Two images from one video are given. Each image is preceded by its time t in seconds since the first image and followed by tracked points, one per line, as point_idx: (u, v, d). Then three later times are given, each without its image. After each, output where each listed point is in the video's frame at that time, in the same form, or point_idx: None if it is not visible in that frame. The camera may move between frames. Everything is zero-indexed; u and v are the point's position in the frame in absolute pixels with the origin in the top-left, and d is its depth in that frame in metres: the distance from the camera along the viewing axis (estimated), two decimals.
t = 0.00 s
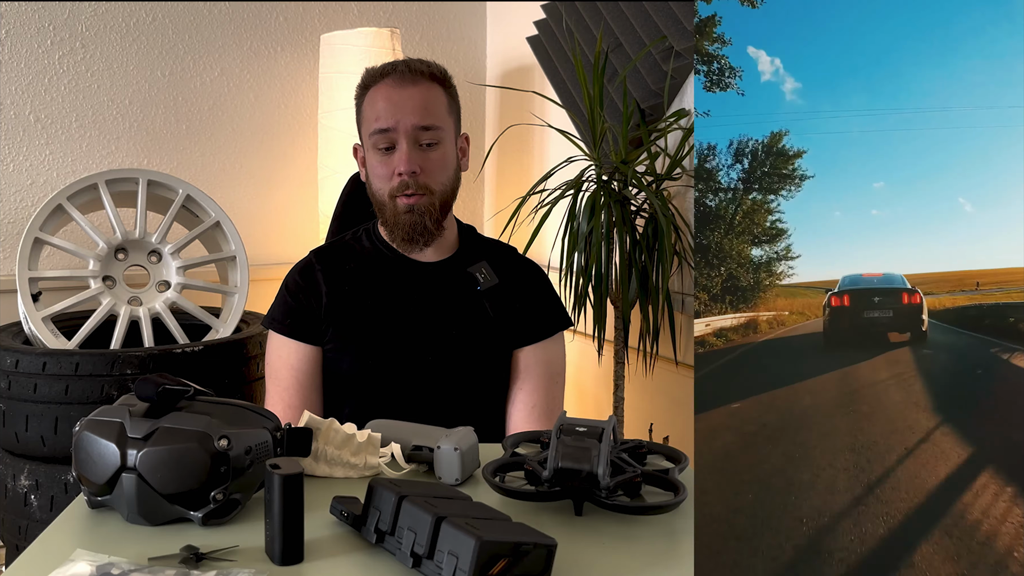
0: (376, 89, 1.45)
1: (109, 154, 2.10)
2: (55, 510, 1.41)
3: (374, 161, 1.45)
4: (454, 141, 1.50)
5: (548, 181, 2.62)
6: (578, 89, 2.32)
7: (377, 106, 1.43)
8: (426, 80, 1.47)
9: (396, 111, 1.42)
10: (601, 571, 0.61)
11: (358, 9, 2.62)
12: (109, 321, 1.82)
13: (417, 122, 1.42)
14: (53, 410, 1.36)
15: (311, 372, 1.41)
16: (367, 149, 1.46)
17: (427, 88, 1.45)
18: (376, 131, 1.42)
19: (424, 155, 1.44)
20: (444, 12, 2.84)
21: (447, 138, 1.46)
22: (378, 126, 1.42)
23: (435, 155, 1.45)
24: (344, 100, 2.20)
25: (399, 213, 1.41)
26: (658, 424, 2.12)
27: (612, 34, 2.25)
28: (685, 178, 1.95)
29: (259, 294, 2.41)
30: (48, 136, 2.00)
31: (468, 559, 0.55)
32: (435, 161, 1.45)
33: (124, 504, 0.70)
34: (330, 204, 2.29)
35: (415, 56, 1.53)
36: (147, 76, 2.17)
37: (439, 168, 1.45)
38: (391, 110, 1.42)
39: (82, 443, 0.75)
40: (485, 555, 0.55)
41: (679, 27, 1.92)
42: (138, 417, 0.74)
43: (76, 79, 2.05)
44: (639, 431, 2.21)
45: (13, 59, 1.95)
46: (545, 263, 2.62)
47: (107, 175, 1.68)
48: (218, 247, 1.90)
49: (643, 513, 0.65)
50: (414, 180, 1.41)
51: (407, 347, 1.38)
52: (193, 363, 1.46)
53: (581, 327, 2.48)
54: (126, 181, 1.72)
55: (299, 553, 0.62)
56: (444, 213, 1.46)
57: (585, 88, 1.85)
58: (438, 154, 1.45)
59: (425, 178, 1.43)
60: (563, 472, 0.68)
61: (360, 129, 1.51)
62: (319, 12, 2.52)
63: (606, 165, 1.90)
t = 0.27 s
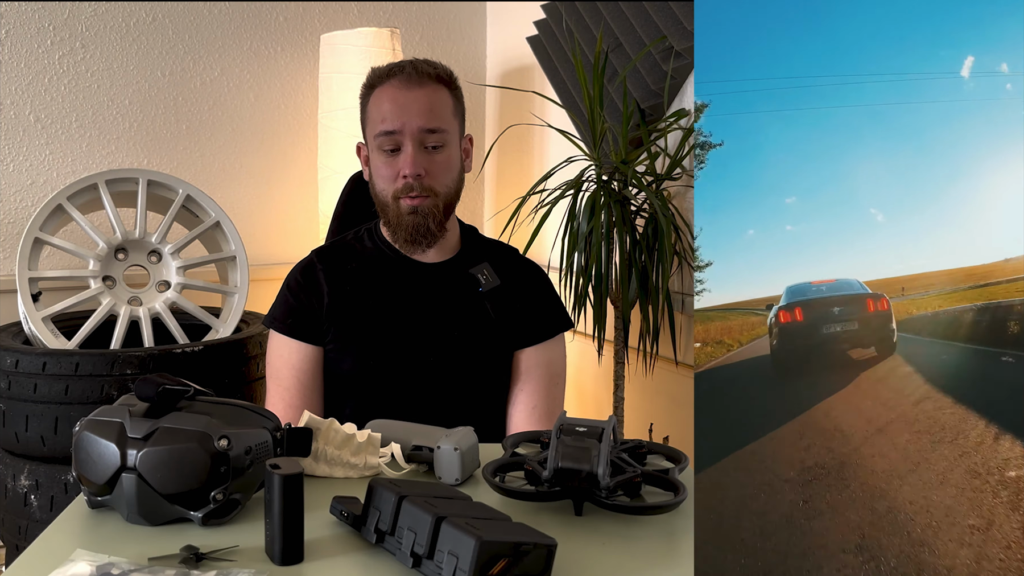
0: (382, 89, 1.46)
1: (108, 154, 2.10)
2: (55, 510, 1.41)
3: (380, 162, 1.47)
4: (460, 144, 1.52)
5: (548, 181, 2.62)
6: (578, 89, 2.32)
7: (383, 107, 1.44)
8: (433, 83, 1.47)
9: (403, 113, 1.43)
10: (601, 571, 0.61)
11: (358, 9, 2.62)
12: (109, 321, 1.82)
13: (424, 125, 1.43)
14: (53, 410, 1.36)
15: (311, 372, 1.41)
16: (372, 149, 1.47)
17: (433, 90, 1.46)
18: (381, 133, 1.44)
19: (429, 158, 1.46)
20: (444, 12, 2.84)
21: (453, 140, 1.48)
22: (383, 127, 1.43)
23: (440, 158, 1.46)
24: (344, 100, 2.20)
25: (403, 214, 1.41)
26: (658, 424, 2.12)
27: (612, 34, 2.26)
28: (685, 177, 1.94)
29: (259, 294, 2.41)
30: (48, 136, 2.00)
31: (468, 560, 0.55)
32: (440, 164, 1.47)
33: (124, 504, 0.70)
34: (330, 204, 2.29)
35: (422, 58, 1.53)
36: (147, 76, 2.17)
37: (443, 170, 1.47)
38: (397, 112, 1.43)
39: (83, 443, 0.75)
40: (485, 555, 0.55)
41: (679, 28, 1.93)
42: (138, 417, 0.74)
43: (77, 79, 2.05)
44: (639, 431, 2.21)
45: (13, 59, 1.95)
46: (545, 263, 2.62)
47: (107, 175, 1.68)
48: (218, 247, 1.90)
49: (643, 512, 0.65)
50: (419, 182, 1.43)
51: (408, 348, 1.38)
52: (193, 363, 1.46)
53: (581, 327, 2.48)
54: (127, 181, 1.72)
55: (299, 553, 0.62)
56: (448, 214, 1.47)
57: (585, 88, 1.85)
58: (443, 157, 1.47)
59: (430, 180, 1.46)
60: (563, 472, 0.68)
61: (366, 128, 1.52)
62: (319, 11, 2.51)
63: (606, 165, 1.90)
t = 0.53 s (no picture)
0: (396, 90, 1.46)
1: (108, 154, 2.10)
2: (55, 510, 1.41)
3: (392, 163, 1.47)
4: (471, 147, 1.52)
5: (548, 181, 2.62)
6: (579, 89, 2.32)
7: (398, 109, 1.44)
8: (450, 85, 1.48)
9: (419, 115, 1.43)
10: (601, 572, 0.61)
11: (358, 9, 2.62)
12: (109, 321, 1.82)
13: (439, 128, 1.43)
14: (53, 410, 1.36)
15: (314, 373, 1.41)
16: (385, 150, 1.47)
17: (450, 94, 1.47)
18: (396, 134, 1.43)
19: (443, 161, 1.46)
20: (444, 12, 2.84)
21: (466, 145, 1.48)
22: (398, 129, 1.43)
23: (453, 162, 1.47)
24: (344, 100, 2.20)
25: (413, 216, 1.40)
26: (658, 423, 2.12)
27: (612, 34, 2.26)
28: (685, 177, 1.94)
29: (259, 294, 2.41)
30: (48, 136, 2.00)
31: (469, 560, 0.55)
32: (453, 167, 1.47)
33: (124, 504, 0.70)
34: (330, 204, 2.29)
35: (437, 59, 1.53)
36: (147, 76, 2.17)
37: (457, 173, 1.48)
38: (413, 113, 1.43)
39: (83, 442, 0.75)
40: (485, 555, 0.55)
41: (679, 27, 1.93)
42: (138, 417, 0.74)
43: (77, 79, 2.05)
44: (639, 431, 2.21)
45: (13, 59, 1.95)
46: (545, 264, 2.62)
47: (107, 174, 1.68)
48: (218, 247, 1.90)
49: (643, 513, 0.65)
50: (432, 185, 1.43)
51: (411, 351, 1.38)
52: (193, 363, 1.46)
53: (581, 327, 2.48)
54: (126, 181, 1.72)
55: (299, 553, 0.62)
56: (457, 218, 1.47)
57: (585, 88, 1.85)
58: (457, 161, 1.47)
59: (442, 183, 1.46)
60: (563, 472, 0.68)
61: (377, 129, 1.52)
62: (319, 11, 2.51)
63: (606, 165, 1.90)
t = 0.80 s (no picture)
0: (399, 93, 1.45)
1: (108, 154, 2.10)
2: (55, 510, 1.41)
3: (396, 166, 1.46)
4: (476, 149, 1.51)
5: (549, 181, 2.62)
6: (579, 89, 2.32)
7: (401, 111, 1.43)
8: (452, 86, 1.47)
9: (421, 116, 1.42)
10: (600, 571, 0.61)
11: (358, 9, 2.62)
12: (109, 321, 1.82)
13: (441, 128, 1.42)
14: (53, 411, 1.36)
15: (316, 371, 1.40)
16: (389, 153, 1.47)
17: (452, 94, 1.46)
18: (399, 136, 1.43)
19: (446, 162, 1.45)
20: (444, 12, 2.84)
21: (471, 145, 1.47)
22: (401, 131, 1.42)
23: (456, 163, 1.45)
24: (344, 100, 2.20)
25: (417, 219, 1.40)
26: (658, 424, 2.12)
27: (612, 34, 2.26)
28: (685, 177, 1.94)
29: (259, 294, 2.41)
30: (48, 136, 2.01)
31: (469, 560, 0.55)
32: (457, 169, 1.46)
33: (124, 504, 0.70)
34: (330, 204, 2.29)
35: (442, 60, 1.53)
36: (147, 76, 2.17)
37: (460, 175, 1.46)
38: (415, 115, 1.42)
39: (83, 443, 0.75)
40: (485, 555, 0.55)
41: (679, 27, 1.92)
42: (138, 417, 0.74)
43: (76, 80, 2.05)
44: (639, 431, 2.21)
45: (14, 59, 1.95)
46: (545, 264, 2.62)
47: (107, 175, 1.68)
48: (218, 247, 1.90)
49: (642, 513, 0.65)
50: (434, 187, 1.42)
51: (416, 355, 1.38)
52: (193, 363, 1.46)
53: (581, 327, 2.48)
54: (126, 181, 1.72)
55: (299, 553, 0.62)
56: (462, 220, 1.46)
57: (585, 88, 1.85)
58: (460, 162, 1.46)
59: (446, 185, 1.45)
60: (562, 472, 0.68)
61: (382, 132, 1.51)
62: (319, 12, 2.51)
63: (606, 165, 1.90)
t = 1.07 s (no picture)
0: (417, 92, 1.45)
1: (108, 154, 2.10)
2: (55, 510, 1.41)
3: (404, 163, 1.46)
4: (485, 156, 1.51)
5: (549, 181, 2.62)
6: (579, 89, 2.32)
7: (416, 110, 1.43)
8: (471, 92, 1.47)
9: (436, 118, 1.42)
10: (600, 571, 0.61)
11: (358, 9, 2.62)
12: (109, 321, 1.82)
13: (455, 133, 1.43)
14: (53, 411, 1.36)
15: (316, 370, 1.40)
16: (399, 150, 1.47)
17: (470, 101, 1.46)
18: (411, 134, 1.43)
19: (456, 167, 1.45)
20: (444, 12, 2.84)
21: (481, 153, 1.47)
22: (415, 129, 1.42)
23: (466, 169, 1.46)
24: (344, 100, 2.20)
25: (420, 218, 1.39)
26: (658, 424, 2.12)
27: (612, 34, 2.26)
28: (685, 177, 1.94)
29: (260, 294, 2.41)
30: (48, 136, 2.01)
31: (469, 560, 0.55)
32: (465, 175, 1.46)
33: (124, 504, 0.70)
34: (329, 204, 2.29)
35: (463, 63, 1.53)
36: (147, 76, 2.17)
37: (467, 182, 1.47)
38: (431, 116, 1.42)
39: (83, 443, 0.75)
40: (485, 555, 0.55)
41: (680, 27, 1.92)
42: (138, 417, 0.74)
43: (76, 79, 2.05)
44: (639, 431, 2.21)
45: (13, 59, 1.95)
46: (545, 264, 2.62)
47: (108, 175, 1.68)
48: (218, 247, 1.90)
49: (643, 513, 0.65)
50: (442, 190, 1.42)
51: (415, 351, 1.39)
52: (193, 363, 1.46)
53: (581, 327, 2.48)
54: (126, 181, 1.72)
55: (299, 553, 0.62)
56: (464, 225, 1.46)
57: (585, 88, 1.85)
58: (469, 168, 1.46)
59: (452, 189, 1.44)
60: (562, 472, 0.68)
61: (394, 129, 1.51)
62: (319, 12, 2.51)
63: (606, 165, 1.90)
